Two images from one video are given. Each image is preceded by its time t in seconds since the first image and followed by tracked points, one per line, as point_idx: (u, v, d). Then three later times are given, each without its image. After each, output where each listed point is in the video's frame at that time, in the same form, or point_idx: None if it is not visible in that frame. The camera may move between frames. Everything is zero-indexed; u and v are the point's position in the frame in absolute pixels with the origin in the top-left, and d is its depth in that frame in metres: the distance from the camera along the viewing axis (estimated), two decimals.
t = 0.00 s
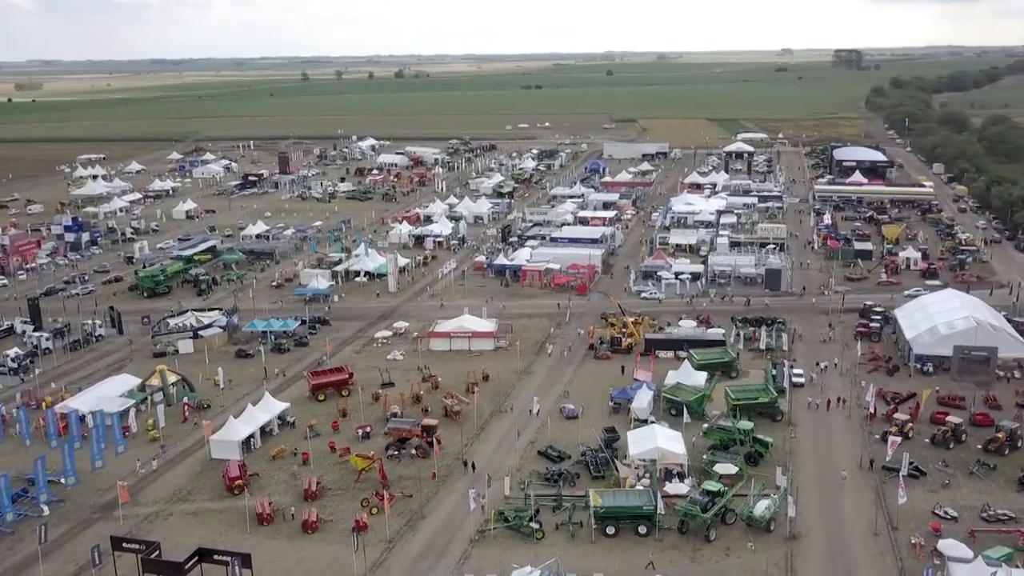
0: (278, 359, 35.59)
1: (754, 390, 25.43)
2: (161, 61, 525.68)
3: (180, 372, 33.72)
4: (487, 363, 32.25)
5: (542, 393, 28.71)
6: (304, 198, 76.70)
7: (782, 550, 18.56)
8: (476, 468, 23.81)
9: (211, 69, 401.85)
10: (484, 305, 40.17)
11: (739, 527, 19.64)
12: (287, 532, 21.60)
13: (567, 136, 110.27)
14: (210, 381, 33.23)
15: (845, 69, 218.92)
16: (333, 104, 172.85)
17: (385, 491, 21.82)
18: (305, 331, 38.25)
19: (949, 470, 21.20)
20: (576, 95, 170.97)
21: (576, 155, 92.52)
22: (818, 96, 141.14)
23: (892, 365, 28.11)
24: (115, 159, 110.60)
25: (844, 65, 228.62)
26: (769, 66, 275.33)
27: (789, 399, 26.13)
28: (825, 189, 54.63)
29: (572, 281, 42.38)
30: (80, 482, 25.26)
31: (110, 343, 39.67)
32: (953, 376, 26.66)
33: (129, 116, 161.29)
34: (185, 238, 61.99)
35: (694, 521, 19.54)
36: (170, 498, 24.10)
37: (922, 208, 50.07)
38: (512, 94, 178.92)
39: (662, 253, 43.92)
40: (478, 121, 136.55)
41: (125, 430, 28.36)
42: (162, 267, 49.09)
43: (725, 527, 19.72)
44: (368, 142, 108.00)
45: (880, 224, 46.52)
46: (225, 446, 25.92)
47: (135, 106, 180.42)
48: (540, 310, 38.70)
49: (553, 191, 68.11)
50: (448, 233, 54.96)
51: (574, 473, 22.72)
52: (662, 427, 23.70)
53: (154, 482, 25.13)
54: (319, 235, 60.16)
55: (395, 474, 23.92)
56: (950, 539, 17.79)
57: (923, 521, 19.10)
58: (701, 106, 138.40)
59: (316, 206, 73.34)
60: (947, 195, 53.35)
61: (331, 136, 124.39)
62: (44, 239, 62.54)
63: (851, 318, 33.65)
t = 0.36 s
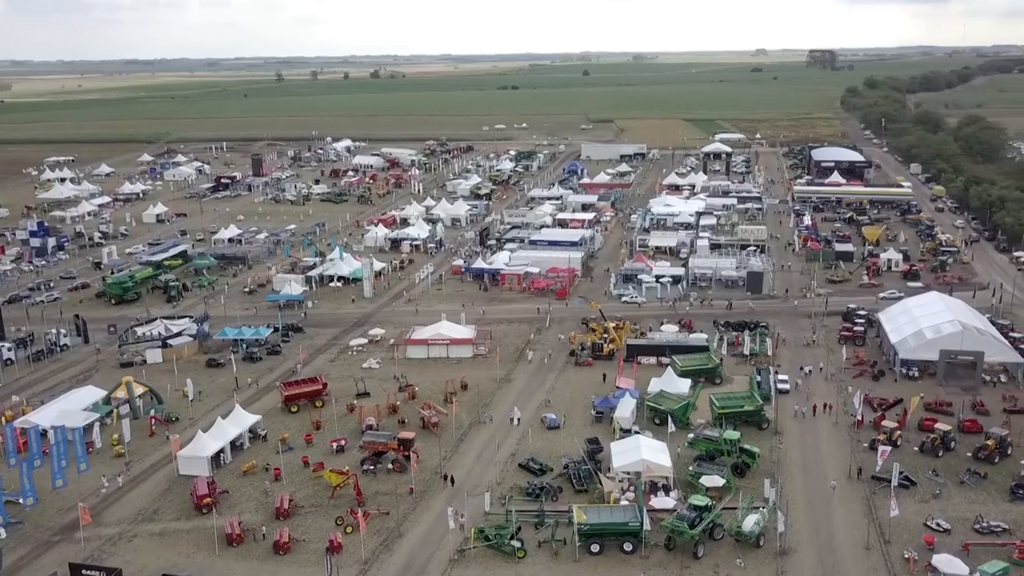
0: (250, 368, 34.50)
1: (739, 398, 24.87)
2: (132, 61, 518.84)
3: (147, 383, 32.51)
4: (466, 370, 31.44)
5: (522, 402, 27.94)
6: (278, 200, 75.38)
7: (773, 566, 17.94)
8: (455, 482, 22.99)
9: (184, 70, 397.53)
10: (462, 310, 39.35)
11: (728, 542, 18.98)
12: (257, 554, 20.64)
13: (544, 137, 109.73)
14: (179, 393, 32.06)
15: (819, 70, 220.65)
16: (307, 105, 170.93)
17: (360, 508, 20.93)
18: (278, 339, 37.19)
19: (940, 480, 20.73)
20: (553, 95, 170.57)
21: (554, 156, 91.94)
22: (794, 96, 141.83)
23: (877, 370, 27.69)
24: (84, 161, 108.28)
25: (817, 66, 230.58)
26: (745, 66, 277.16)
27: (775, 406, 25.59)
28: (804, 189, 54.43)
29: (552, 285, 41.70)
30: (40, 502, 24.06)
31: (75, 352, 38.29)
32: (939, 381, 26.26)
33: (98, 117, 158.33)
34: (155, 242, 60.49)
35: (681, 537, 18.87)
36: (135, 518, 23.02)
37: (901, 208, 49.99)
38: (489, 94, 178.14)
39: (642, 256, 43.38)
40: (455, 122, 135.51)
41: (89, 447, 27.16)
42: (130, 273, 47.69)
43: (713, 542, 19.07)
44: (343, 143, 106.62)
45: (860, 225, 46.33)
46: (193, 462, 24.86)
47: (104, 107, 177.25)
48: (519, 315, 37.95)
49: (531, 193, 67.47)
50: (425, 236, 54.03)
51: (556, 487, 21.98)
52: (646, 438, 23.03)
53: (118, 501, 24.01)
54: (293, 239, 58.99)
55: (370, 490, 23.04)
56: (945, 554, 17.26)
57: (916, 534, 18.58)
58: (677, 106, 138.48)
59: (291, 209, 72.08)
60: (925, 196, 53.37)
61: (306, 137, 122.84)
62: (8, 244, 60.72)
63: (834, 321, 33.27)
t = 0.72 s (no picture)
0: (224, 378, 33.50)
1: (727, 406, 24.34)
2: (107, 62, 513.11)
3: (117, 394, 31.40)
4: (447, 378, 30.68)
5: (505, 410, 27.23)
6: (255, 203, 74.14)
7: None
8: (437, 496, 22.23)
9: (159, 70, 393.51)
10: (443, 315, 38.57)
11: (719, 558, 18.39)
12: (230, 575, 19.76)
13: (525, 138, 109.17)
14: (150, 404, 30.99)
15: (797, 70, 222.07)
16: (286, 105, 169.26)
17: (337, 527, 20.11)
18: (254, 346, 36.22)
19: (933, 489, 20.28)
20: (533, 95, 170.09)
21: (534, 157, 91.31)
22: (773, 97, 142.32)
23: (865, 375, 27.26)
24: (55, 164, 106.12)
25: (795, 66, 232.33)
26: (724, 66, 278.74)
27: (763, 413, 25.06)
28: (786, 190, 54.20)
29: (534, 289, 41.01)
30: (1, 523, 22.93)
31: (44, 362, 37.01)
32: (928, 387, 25.85)
33: (70, 119, 155.65)
34: (128, 246, 59.11)
35: (671, 554, 18.23)
36: (102, 538, 22.02)
37: (883, 209, 49.87)
38: (469, 94, 177.32)
39: (625, 258, 42.84)
40: (434, 122, 134.58)
41: (55, 462, 26.03)
42: (101, 279, 46.42)
43: (704, 558, 18.47)
44: (321, 145, 105.36)
45: (843, 226, 46.09)
46: (164, 478, 23.88)
47: (77, 108, 174.37)
48: (501, 320, 37.25)
49: (511, 194, 66.83)
50: (405, 239, 53.18)
51: (541, 501, 21.28)
52: (633, 448, 22.39)
53: (84, 520, 22.95)
54: (269, 242, 57.89)
55: (349, 505, 22.23)
56: (942, 569, 16.76)
57: (911, 547, 18.07)
58: (657, 106, 138.45)
59: (267, 212, 70.88)
60: (907, 196, 53.27)
61: (283, 139, 121.36)
62: None
63: (820, 325, 32.88)
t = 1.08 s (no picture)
0: (198, 388, 32.43)
1: (717, 416, 23.70)
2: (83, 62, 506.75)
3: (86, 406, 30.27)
4: (430, 388, 29.84)
5: (489, 421, 26.44)
6: (233, 206, 72.86)
7: None
8: (420, 512, 21.40)
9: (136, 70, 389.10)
10: (425, 321, 37.76)
11: None
12: None
13: (507, 139, 108.46)
14: (122, 416, 29.90)
15: (778, 70, 223.17)
16: (265, 106, 167.50)
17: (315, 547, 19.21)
18: (230, 355, 35.22)
19: (930, 501, 19.72)
20: (516, 96, 169.45)
21: (517, 158, 90.61)
22: (755, 97, 142.61)
23: (857, 381, 26.75)
24: (28, 166, 103.96)
25: (775, 66, 233.44)
26: (705, 66, 279.77)
27: (753, 422, 24.45)
28: (771, 192, 53.85)
29: (518, 293, 40.29)
30: None
31: (11, 373, 35.75)
32: (920, 393, 25.39)
33: (45, 120, 153.04)
34: (102, 251, 57.71)
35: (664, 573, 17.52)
36: (68, 561, 20.96)
37: (868, 210, 49.62)
38: (451, 95, 176.38)
39: (611, 262, 42.22)
40: (416, 123, 133.55)
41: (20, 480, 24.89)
42: (73, 285, 45.12)
43: None
44: (300, 146, 104.06)
45: (829, 227, 45.77)
46: (134, 496, 22.86)
47: (52, 109, 171.47)
48: (485, 326, 36.47)
49: (494, 196, 66.07)
50: (386, 243, 52.26)
51: (528, 517, 20.50)
52: (622, 461, 21.65)
53: (49, 542, 21.87)
54: (247, 246, 56.77)
55: (327, 524, 21.33)
56: None
57: (911, 563, 17.48)
58: (639, 106, 138.23)
59: (246, 215, 69.68)
60: (891, 197, 53.08)
61: (263, 140, 119.85)
62: None
63: (809, 329, 32.38)
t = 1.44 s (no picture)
0: (176, 398, 31.45)
1: (711, 426, 23.03)
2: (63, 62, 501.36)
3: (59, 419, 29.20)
4: (415, 398, 29.02)
5: (476, 432, 25.65)
6: (214, 208, 71.66)
7: None
8: (405, 530, 20.57)
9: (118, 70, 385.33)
10: (411, 328, 36.93)
11: None
12: None
13: (493, 139, 107.69)
14: (96, 429, 28.86)
15: (763, 70, 223.75)
16: (247, 107, 165.95)
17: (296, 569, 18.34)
18: (210, 364, 34.24)
19: (932, 515, 19.11)
20: (501, 96, 168.70)
21: (503, 159, 89.87)
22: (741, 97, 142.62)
23: (852, 388, 26.18)
24: (5, 168, 102.04)
25: (760, 66, 234.22)
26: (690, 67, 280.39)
27: (747, 431, 23.82)
28: (759, 194, 53.41)
29: (506, 298, 39.52)
30: None
31: None
32: (917, 400, 24.82)
33: (23, 121, 150.60)
34: (79, 256, 56.42)
35: None
36: None
37: (857, 211, 49.25)
38: (435, 96, 175.35)
39: (599, 265, 41.55)
40: (400, 124, 132.54)
41: None
42: (48, 292, 43.90)
43: None
44: (283, 147, 102.85)
45: (819, 229, 45.34)
46: (107, 516, 21.89)
47: (30, 111, 168.91)
48: (471, 332, 35.69)
49: (480, 198, 65.30)
50: (369, 246, 51.37)
51: (517, 535, 19.71)
52: (614, 475, 20.91)
53: (17, 564, 20.86)
54: (228, 250, 55.69)
55: (308, 543, 20.46)
56: None
57: None
58: (624, 107, 137.84)
59: (228, 217, 68.52)
60: (880, 198, 52.76)
61: (245, 142, 118.40)
62: None
63: (801, 334, 31.83)
